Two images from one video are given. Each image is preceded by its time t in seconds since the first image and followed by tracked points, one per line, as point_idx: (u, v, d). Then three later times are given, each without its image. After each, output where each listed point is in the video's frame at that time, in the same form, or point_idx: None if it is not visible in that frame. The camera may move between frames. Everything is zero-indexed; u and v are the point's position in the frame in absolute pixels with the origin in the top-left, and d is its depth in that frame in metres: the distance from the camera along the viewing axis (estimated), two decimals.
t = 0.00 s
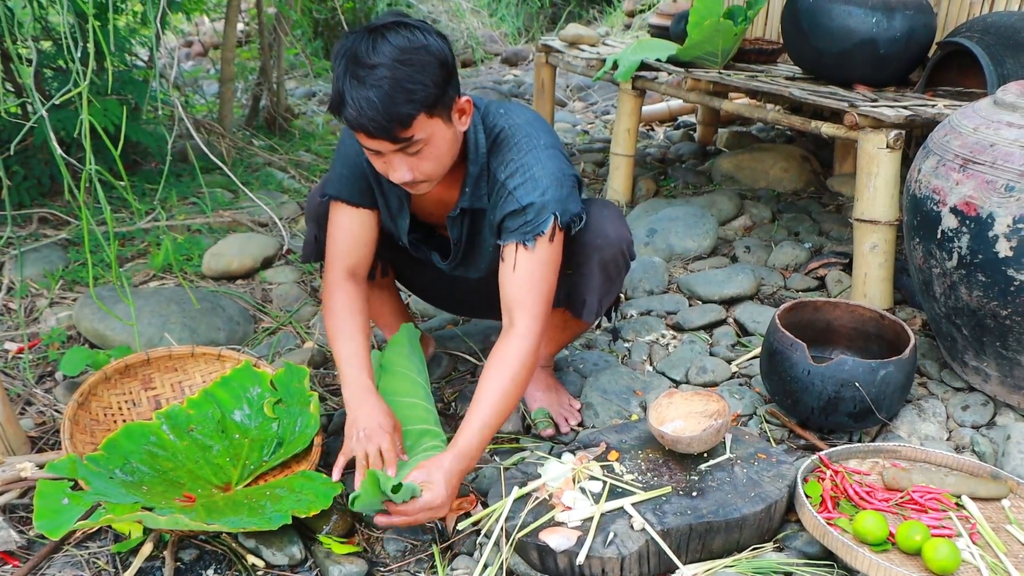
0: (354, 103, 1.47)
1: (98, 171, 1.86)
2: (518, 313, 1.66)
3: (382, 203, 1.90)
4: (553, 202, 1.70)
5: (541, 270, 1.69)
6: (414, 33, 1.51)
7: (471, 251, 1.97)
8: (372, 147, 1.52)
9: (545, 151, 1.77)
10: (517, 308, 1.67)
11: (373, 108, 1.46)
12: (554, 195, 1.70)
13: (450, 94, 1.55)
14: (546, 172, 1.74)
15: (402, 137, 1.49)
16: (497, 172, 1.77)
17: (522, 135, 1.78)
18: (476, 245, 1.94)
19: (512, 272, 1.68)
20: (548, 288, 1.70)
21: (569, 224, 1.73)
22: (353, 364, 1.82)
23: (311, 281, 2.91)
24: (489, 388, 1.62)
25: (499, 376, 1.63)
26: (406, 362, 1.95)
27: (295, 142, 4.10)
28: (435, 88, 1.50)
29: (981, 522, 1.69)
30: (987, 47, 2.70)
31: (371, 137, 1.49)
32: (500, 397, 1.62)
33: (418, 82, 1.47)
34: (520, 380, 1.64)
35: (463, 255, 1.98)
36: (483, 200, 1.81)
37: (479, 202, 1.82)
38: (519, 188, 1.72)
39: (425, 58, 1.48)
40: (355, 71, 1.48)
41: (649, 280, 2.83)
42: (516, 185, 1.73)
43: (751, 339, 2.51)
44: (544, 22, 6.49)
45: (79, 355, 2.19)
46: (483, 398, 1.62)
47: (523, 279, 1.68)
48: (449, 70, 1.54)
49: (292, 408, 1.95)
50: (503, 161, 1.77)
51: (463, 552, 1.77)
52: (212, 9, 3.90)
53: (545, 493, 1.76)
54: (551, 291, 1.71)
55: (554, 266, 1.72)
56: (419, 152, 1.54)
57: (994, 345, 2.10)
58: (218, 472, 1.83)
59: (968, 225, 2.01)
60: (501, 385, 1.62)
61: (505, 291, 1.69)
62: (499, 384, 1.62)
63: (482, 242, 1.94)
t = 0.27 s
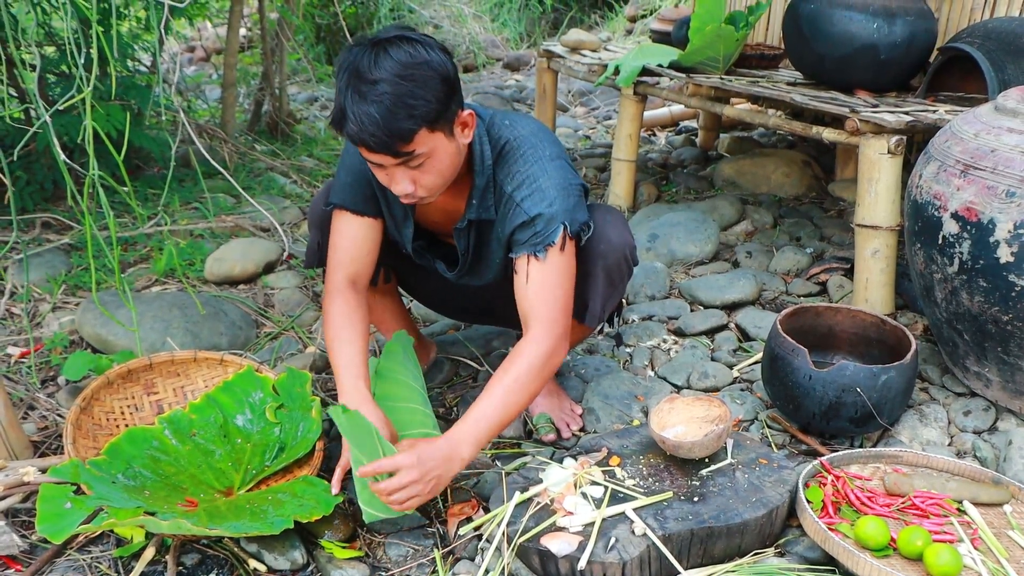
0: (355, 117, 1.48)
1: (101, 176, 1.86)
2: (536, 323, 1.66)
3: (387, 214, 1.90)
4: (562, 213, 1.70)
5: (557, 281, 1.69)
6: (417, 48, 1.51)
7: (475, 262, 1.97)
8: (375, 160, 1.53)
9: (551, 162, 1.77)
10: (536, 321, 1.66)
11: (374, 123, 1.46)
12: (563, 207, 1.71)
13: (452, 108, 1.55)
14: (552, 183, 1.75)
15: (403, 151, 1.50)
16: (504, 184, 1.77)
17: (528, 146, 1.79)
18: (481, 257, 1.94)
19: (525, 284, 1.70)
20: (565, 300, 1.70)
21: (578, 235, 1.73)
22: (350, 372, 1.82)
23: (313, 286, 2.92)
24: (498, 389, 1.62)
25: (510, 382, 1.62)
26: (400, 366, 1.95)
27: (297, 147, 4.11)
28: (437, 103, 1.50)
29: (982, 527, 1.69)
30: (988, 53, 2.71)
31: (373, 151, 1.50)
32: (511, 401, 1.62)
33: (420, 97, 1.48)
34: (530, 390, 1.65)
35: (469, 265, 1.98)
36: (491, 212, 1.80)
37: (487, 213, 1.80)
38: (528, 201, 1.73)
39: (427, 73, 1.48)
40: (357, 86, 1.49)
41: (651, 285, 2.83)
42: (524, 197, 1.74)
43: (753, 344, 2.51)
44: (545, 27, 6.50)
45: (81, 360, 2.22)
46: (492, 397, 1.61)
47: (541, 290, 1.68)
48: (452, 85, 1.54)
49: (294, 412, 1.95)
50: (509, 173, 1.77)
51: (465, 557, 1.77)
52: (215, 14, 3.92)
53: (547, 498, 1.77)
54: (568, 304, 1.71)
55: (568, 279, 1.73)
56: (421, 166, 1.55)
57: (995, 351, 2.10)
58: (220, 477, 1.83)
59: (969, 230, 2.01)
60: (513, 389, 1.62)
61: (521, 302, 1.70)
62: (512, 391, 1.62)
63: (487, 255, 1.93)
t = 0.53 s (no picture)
0: (356, 122, 1.48)
1: (104, 176, 1.86)
2: (564, 309, 1.66)
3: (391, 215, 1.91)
4: (571, 201, 1.69)
5: (583, 265, 1.68)
6: (417, 52, 1.51)
7: (481, 260, 1.96)
8: (377, 164, 1.54)
9: (555, 152, 1.78)
10: (566, 308, 1.66)
11: (375, 127, 1.47)
12: (570, 194, 1.70)
13: (453, 111, 1.55)
14: (557, 173, 1.74)
15: (405, 155, 1.51)
16: (511, 178, 1.77)
17: (530, 139, 1.79)
18: (488, 255, 1.93)
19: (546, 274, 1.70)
20: (595, 282, 1.69)
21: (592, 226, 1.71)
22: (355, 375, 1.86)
23: (316, 286, 2.92)
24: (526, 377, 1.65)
25: (541, 368, 1.65)
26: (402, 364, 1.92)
27: (299, 147, 4.11)
28: (438, 106, 1.50)
29: (984, 525, 1.69)
30: (990, 52, 2.71)
31: (375, 155, 1.51)
32: (541, 385, 1.65)
33: (420, 101, 1.48)
34: (562, 374, 1.67)
35: (476, 263, 1.98)
36: (499, 208, 1.80)
37: (495, 209, 1.80)
38: (534, 192, 1.72)
39: (427, 77, 1.48)
40: (357, 90, 1.49)
41: (653, 284, 2.83)
42: (531, 189, 1.73)
43: (755, 343, 2.51)
44: (547, 27, 6.51)
45: (84, 359, 2.22)
46: (520, 385, 1.65)
47: (568, 275, 1.67)
48: (452, 88, 1.54)
49: (297, 411, 1.95)
50: (513, 166, 1.77)
51: (468, 556, 1.78)
52: (217, 14, 3.92)
53: (549, 496, 1.77)
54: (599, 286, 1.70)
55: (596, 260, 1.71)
56: (423, 168, 1.56)
57: (997, 349, 2.10)
58: (223, 475, 1.83)
59: (971, 229, 2.01)
60: (543, 374, 1.65)
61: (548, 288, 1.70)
62: (542, 377, 1.65)
63: (494, 253, 1.92)
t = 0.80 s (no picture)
0: (367, 121, 1.48)
1: (104, 176, 1.86)
2: (564, 310, 1.66)
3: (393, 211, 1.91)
4: (575, 201, 1.69)
5: (584, 264, 1.68)
6: (430, 52, 1.51)
7: (480, 259, 1.96)
8: (387, 162, 1.54)
9: (561, 152, 1.78)
10: (567, 309, 1.66)
11: (386, 128, 1.47)
12: (574, 194, 1.70)
13: (463, 113, 1.55)
14: (562, 172, 1.75)
15: (414, 155, 1.51)
16: (516, 177, 1.77)
17: (537, 138, 1.79)
18: (489, 254, 1.94)
19: (548, 271, 1.70)
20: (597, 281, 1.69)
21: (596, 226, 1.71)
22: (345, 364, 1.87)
23: (315, 286, 2.92)
24: (530, 380, 1.64)
25: (545, 370, 1.65)
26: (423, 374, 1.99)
27: (299, 147, 4.11)
28: (449, 108, 1.51)
29: (982, 526, 1.69)
30: (989, 54, 2.71)
31: (385, 154, 1.51)
32: (544, 386, 1.65)
33: (432, 102, 1.48)
34: (564, 376, 1.67)
35: (477, 262, 1.97)
36: (503, 207, 1.80)
37: (500, 208, 1.80)
38: (539, 191, 1.72)
39: (440, 79, 1.48)
40: (369, 89, 1.49)
41: (652, 285, 2.84)
42: (536, 188, 1.73)
43: (754, 344, 2.52)
44: (546, 27, 6.51)
45: (84, 359, 2.22)
46: (524, 387, 1.64)
47: (569, 275, 1.67)
48: (464, 90, 1.54)
49: (296, 411, 1.96)
50: (519, 164, 1.77)
51: (466, 556, 1.78)
52: (216, 14, 3.92)
53: (548, 497, 1.77)
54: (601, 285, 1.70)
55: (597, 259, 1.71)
56: (431, 168, 1.56)
57: (996, 350, 2.10)
58: (222, 475, 1.83)
59: (970, 230, 2.01)
60: (547, 376, 1.65)
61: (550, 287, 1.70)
62: (544, 380, 1.64)
63: (495, 252, 1.93)
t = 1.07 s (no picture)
0: (370, 117, 1.49)
1: (104, 179, 1.86)
2: (553, 303, 1.65)
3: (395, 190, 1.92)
4: (574, 193, 1.70)
5: (576, 257, 1.68)
6: (435, 51, 1.50)
7: (475, 248, 1.97)
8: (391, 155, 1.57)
9: (565, 147, 1.79)
10: (553, 304, 1.65)
11: (388, 126, 1.48)
12: (573, 187, 1.71)
13: (467, 112, 1.55)
14: (563, 165, 1.76)
15: (417, 151, 1.53)
16: (518, 167, 1.78)
17: (542, 131, 1.80)
18: (484, 242, 1.95)
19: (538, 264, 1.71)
20: (587, 277, 1.69)
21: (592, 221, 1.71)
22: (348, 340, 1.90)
23: (315, 287, 2.92)
24: (514, 376, 1.65)
25: (530, 364, 1.64)
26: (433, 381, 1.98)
27: (299, 149, 4.12)
28: (453, 108, 1.51)
29: (981, 528, 1.69)
30: (988, 56, 2.71)
31: (388, 148, 1.54)
32: (529, 380, 1.64)
33: (435, 102, 1.48)
34: (550, 372, 1.66)
35: (469, 250, 1.98)
36: (500, 197, 1.81)
37: (500, 198, 1.81)
38: (539, 180, 1.73)
39: (444, 79, 1.48)
40: (373, 86, 1.49)
41: (651, 286, 2.84)
42: (536, 177, 1.74)
43: (753, 346, 2.52)
44: (546, 29, 6.51)
45: (83, 362, 2.24)
46: (509, 381, 1.65)
47: (560, 267, 1.67)
48: (468, 89, 1.54)
49: (296, 414, 1.95)
50: (522, 154, 1.78)
51: (466, 557, 1.78)
52: (216, 16, 3.92)
53: (547, 498, 1.77)
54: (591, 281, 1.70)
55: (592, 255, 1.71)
56: (434, 162, 1.58)
57: (994, 352, 2.10)
58: (222, 477, 1.83)
59: (968, 232, 2.02)
60: (532, 371, 1.64)
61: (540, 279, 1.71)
62: (529, 374, 1.64)
63: (490, 241, 1.94)
